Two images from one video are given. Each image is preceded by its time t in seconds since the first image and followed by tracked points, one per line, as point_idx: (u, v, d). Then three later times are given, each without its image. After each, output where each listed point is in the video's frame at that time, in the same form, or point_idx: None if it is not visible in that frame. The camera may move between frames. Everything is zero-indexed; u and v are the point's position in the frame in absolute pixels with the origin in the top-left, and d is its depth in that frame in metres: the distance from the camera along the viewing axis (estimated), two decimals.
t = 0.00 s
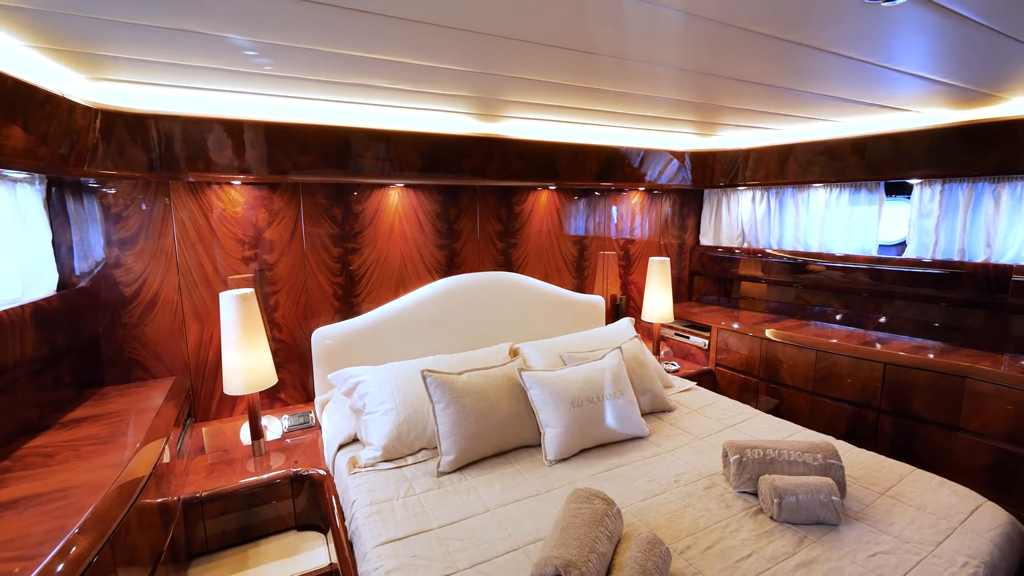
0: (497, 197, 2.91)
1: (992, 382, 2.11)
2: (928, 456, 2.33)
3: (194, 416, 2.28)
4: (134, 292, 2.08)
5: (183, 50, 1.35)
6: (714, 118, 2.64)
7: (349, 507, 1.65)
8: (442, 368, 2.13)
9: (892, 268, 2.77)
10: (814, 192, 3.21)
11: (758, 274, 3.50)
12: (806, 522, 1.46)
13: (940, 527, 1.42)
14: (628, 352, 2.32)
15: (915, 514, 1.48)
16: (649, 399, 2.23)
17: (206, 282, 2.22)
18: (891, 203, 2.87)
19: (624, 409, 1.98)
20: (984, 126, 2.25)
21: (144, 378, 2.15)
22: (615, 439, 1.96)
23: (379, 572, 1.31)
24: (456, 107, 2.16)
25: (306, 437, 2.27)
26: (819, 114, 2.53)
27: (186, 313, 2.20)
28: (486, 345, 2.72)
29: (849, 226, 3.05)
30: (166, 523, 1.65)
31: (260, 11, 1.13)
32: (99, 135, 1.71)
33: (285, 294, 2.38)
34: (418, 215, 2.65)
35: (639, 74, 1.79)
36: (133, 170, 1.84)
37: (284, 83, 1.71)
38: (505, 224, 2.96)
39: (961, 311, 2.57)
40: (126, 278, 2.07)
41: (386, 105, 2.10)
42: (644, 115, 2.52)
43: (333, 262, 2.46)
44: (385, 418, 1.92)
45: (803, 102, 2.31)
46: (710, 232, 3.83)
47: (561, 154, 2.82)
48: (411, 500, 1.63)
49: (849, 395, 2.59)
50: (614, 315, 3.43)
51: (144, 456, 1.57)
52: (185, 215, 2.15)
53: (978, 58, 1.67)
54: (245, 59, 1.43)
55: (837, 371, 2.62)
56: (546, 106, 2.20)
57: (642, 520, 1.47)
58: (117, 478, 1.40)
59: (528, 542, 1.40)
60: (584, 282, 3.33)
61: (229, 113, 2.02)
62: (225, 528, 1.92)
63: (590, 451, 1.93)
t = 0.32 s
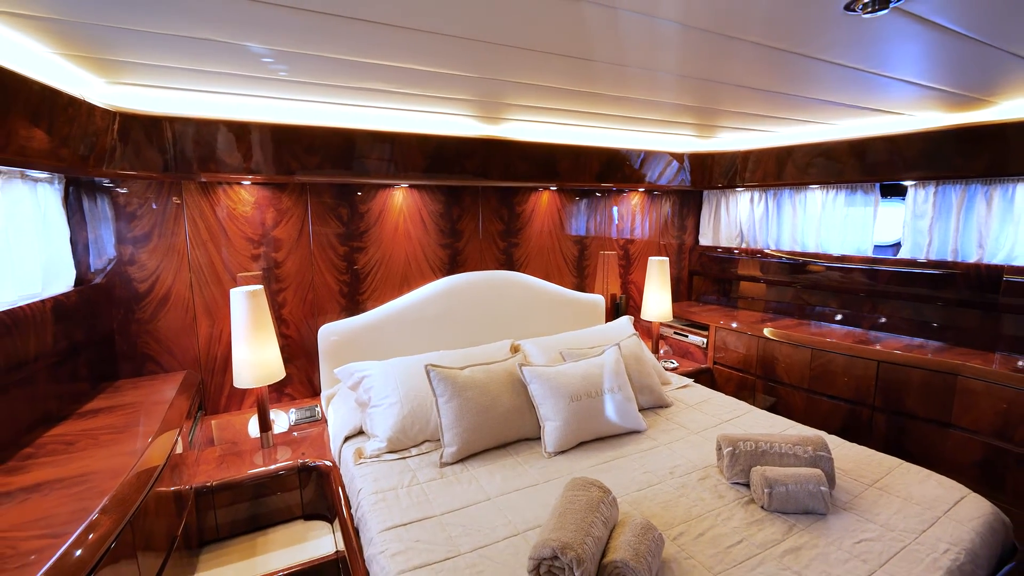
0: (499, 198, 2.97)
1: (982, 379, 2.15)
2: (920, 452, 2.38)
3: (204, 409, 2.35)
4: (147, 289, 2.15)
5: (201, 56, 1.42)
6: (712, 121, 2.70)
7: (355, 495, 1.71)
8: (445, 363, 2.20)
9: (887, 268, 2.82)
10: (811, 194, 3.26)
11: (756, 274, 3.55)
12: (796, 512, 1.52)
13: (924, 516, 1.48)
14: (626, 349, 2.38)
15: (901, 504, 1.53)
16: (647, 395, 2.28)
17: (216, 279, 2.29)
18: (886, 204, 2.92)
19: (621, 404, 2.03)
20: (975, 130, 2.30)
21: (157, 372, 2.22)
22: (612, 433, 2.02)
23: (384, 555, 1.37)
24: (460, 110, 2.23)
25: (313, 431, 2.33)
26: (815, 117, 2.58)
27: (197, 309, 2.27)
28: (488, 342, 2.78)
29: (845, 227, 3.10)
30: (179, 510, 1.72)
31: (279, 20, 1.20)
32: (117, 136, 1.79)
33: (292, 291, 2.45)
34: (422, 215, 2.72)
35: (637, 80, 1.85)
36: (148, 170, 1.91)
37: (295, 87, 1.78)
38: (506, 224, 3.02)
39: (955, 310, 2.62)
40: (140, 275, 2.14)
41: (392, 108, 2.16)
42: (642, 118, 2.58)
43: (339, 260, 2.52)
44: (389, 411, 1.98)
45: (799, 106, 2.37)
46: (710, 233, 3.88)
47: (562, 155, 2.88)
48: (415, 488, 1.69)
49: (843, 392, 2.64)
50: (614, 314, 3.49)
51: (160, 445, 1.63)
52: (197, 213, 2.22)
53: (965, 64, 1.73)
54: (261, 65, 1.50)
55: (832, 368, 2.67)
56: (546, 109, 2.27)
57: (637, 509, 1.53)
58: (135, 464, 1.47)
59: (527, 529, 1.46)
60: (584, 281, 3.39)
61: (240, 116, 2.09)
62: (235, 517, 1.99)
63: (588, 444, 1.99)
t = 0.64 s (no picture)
0: (502, 197, 3.03)
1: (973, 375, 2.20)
2: (913, 446, 2.43)
3: (214, 401, 2.42)
4: (159, 283, 2.22)
5: (215, 58, 1.48)
6: (711, 122, 2.75)
7: (362, 483, 1.77)
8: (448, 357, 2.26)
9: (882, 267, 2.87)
10: (808, 193, 3.31)
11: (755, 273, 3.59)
12: (787, 499, 1.57)
13: (911, 504, 1.53)
14: (625, 344, 2.44)
15: (889, 493, 1.59)
16: (644, 389, 2.34)
17: (225, 274, 2.35)
18: (882, 204, 2.97)
19: (620, 397, 2.09)
20: (967, 130, 2.34)
21: (169, 364, 2.28)
22: (611, 424, 2.07)
23: (390, 537, 1.43)
24: (463, 110, 2.28)
25: (319, 423, 2.40)
26: (811, 118, 2.63)
27: (207, 304, 2.33)
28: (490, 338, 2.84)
29: (841, 226, 3.15)
30: (192, 496, 1.78)
31: (294, 26, 1.28)
32: (132, 136, 1.85)
33: (299, 287, 2.51)
34: (426, 213, 2.78)
35: (635, 82, 1.91)
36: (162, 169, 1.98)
37: (303, 88, 1.84)
38: (508, 222, 3.07)
39: (949, 308, 2.66)
40: (152, 270, 2.20)
41: (396, 109, 2.22)
42: (642, 118, 2.63)
43: (345, 256, 2.58)
44: (394, 402, 2.04)
45: (795, 108, 2.42)
46: (709, 232, 3.93)
47: (563, 155, 2.93)
48: (419, 476, 1.75)
49: (838, 387, 2.69)
50: (614, 311, 3.54)
51: (173, 433, 1.69)
52: (207, 211, 2.29)
53: (952, 68, 1.78)
54: (275, 67, 1.57)
55: (827, 364, 2.73)
56: (547, 110, 2.32)
57: (634, 495, 1.59)
58: (150, 451, 1.53)
59: (528, 514, 1.51)
60: (585, 279, 3.44)
61: (250, 116, 2.15)
62: (244, 505, 2.05)
63: (587, 436, 2.04)
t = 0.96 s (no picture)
0: (504, 196, 3.08)
1: (964, 369, 2.25)
2: (906, 439, 2.48)
3: (223, 394, 2.48)
4: (171, 279, 2.28)
5: (231, 61, 1.55)
6: (710, 122, 2.81)
7: (368, 471, 1.84)
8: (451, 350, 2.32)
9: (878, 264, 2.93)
10: (805, 193, 3.36)
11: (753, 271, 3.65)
12: (779, 487, 1.62)
13: (899, 491, 1.58)
14: (624, 339, 2.49)
15: (877, 481, 1.64)
16: (643, 383, 2.39)
17: (235, 270, 2.42)
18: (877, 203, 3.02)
19: (618, 390, 2.15)
20: (959, 131, 2.39)
21: (180, 358, 2.35)
22: (610, 416, 2.13)
23: (396, 520, 1.49)
24: (466, 111, 2.34)
25: (325, 416, 2.46)
26: (808, 119, 2.69)
27: (217, 299, 2.40)
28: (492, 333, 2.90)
29: (837, 225, 3.20)
30: (204, 484, 1.84)
31: (307, 32, 1.35)
32: (148, 136, 1.92)
33: (306, 283, 2.57)
34: (430, 211, 2.84)
35: (634, 85, 1.97)
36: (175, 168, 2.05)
37: (313, 90, 1.90)
38: (510, 221, 3.13)
39: (942, 305, 2.72)
40: (165, 266, 2.27)
41: (400, 109, 2.27)
42: (642, 119, 2.69)
43: (351, 253, 2.65)
44: (399, 394, 2.11)
45: (792, 109, 2.48)
46: (708, 231, 3.98)
47: (564, 155, 2.99)
48: (424, 464, 1.81)
49: (834, 382, 2.75)
50: (614, 307, 3.55)
51: (187, 422, 1.76)
52: (217, 208, 2.35)
53: (940, 71, 1.84)
54: (288, 70, 1.65)
55: (823, 360, 2.78)
56: (548, 110, 2.38)
57: (631, 482, 1.64)
58: (165, 438, 1.59)
59: (528, 499, 1.57)
60: (585, 276, 3.50)
61: (260, 116, 2.21)
62: (254, 494, 2.11)
63: (586, 427, 2.10)
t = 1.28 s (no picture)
0: (505, 194, 3.14)
1: (954, 364, 2.30)
2: (899, 432, 2.54)
3: (231, 386, 2.54)
4: (181, 274, 2.34)
5: (244, 62, 1.61)
6: (708, 122, 2.86)
7: (374, 459, 1.90)
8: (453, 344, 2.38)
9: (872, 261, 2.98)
10: (802, 191, 3.42)
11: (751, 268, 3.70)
12: (772, 474, 1.68)
13: (887, 478, 1.64)
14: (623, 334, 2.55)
15: (867, 469, 1.70)
16: (641, 376, 2.45)
17: (243, 265, 2.48)
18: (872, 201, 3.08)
19: (617, 382, 2.21)
20: (952, 131, 2.44)
21: (189, 351, 2.41)
22: (609, 408, 2.19)
23: (402, 504, 1.55)
24: (469, 110, 2.40)
25: (331, 408, 2.52)
26: (803, 119, 2.74)
27: (226, 294, 2.46)
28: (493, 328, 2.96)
29: (833, 222, 3.26)
30: (215, 471, 1.90)
31: (319, 35, 1.41)
32: (160, 135, 1.98)
33: (312, 279, 2.63)
34: (433, 209, 2.90)
35: (633, 86, 2.03)
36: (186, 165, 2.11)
37: (321, 90, 1.96)
38: (512, 218, 3.19)
39: (936, 301, 2.77)
40: (175, 261, 2.33)
41: (403, 108, 2.33)
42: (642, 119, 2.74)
43: (356, 250, 2.71)
44: (404, 386, 2.17)
45: (788, 109, 2.53)
46: (706, 229, 4.04)
47: (565, 153, 3.05)
48: (428, 452, 1.87)
49: (829, 377, 2.81)
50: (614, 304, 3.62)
51: (199, 412, 1.81)
52: (226, 206, 2.41)
53: (930, 73, 1.89)
54: (299, 71, 1.71)
55: (818, 355, 2.84)
56: (549, 110, 2.44)
57: (628, 469, 1.70)
58: (179, 426, 1.65)
59: (529, 485, 1.63)
60: (586, 273, 3.55)
61: (269, 115, 2.27)
62: (263, 483, 2.17)
63: (586, 419, 2.16)
